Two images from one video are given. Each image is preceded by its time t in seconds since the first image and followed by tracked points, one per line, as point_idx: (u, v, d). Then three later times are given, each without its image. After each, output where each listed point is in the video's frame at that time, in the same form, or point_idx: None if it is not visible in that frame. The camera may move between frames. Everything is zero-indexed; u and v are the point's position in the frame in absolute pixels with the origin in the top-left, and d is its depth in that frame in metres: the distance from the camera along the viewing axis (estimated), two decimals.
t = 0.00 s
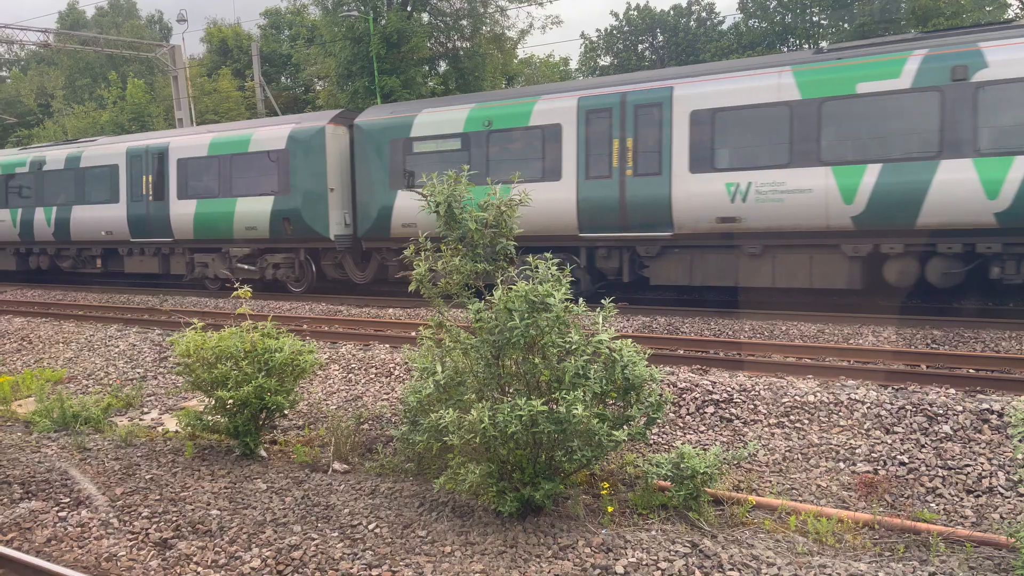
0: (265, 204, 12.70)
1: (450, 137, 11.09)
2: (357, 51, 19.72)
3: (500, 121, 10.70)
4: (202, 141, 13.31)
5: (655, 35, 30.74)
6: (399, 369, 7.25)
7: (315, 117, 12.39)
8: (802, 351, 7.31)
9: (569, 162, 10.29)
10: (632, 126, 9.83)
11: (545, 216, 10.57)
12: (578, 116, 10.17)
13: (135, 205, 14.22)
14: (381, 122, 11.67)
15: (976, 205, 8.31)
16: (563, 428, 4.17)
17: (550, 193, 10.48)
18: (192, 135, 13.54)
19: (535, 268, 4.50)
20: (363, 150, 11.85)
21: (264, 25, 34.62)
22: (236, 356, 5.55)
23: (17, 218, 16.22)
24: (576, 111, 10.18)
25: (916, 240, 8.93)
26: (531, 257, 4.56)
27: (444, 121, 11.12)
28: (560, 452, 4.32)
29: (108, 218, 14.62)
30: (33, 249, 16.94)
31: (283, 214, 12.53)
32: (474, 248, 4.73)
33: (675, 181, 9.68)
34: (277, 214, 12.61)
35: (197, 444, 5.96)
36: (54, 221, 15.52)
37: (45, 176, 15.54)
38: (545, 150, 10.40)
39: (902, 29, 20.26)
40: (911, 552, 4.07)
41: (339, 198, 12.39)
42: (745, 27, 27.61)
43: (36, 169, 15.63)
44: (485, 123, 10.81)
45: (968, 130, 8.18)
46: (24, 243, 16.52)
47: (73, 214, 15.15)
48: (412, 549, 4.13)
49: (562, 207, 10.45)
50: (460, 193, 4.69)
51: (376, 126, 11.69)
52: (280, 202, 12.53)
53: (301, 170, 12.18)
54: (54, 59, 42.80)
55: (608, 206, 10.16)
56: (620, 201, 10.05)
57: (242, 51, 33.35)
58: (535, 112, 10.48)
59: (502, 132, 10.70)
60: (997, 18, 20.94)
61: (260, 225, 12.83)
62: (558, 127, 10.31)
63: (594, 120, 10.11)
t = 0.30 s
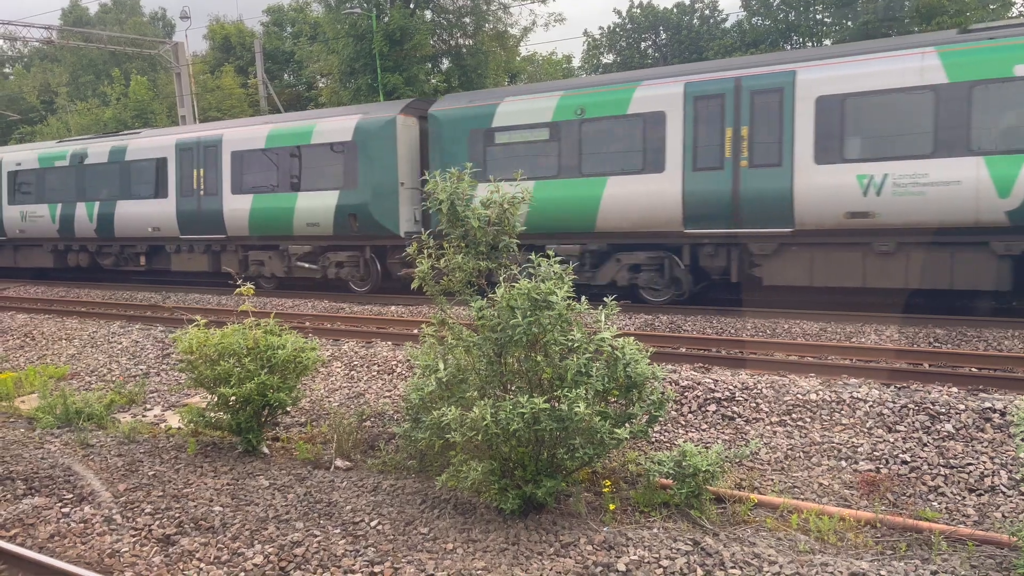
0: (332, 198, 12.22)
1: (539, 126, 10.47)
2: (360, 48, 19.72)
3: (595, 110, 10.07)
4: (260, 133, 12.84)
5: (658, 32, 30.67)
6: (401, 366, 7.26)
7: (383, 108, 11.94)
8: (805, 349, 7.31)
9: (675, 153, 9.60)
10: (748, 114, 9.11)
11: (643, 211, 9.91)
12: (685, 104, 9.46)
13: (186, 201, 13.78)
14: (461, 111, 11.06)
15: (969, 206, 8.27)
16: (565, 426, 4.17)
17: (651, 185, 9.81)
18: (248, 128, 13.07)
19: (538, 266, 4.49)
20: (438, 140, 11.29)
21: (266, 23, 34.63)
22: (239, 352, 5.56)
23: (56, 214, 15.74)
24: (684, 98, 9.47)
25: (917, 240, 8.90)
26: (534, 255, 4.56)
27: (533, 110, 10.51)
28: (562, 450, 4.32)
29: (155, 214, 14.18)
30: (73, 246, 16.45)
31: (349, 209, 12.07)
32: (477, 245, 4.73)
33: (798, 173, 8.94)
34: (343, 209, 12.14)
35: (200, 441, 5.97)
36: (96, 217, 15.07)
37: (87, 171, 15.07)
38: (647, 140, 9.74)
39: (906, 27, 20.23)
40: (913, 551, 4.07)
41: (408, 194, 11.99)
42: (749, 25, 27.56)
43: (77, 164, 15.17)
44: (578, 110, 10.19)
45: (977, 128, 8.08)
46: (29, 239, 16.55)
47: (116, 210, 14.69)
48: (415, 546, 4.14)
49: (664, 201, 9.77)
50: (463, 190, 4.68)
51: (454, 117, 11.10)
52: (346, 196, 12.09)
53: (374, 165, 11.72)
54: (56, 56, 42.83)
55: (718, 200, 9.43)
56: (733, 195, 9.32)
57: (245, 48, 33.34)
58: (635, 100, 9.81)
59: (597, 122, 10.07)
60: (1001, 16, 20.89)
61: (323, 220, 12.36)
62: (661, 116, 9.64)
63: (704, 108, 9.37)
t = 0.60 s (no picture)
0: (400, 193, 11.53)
1: (633, 114, 9.66)
2: (360, 44, 19.69)
3: (697, 95, 9.25)
4: (319, 125, 12.17)
5: (659, 29, 30.61)
6: (402, 363, 7.26)
7: (460, 95, 11.16)
8: (805, 346, 7.31)
9: (791, 141, 8.77)
10: (876, 99, 8.28)
11: (752, 205, 9.09)
12: (804, 88, 8.62)
13: (236, 195, 13.19)
14: (543, 98, 10.25)
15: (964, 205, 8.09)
16: (565, 422, 4.19)
17: (762, 176, 8.97)
18: (304, 119, 12.39)
19: (539, 262, 4.50)
20: (516, 129, 10.50)
21: (267, 19, 34.61)
22: (240, 349, 5.57)
23: (96, 209, 15.20)
24: (801, 82, 8.63)
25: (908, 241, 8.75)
26: (534, 251, 4.56)
27: (626, 96, 9.68)
28: (562, 446, 4.33)
29: (203, 209, 13.62)
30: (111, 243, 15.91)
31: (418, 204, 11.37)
32: (478, 242, 4.73)
33: (934, 163, 8.08)
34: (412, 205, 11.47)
35: (201, 437, 5.98)
36: (139, 212, 14.56)
37: (130, 164, 14.54)
38: (757, 129, 8.91)
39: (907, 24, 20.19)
40: (913, 548, 4.08)
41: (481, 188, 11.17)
42: (750, 21, 27.51)
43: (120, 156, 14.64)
44: (678, 97, 9.35)
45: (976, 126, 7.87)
46: (32, 236, 16.56)
47: (162, 205, 14.16)
48: (415, 542, 4.14)
49: (777, 193, 8.94)
50: (463, 187, 4.69)
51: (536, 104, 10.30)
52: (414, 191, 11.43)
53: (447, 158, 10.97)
54: (56, 52, 42.78)
55: (841, 193, 8.59)
56: (858, 187, 8.48)
57: (245, 44, 33.30)
58: (744, 85, 8.95)
59: (699, 108, 9.25)
60: (1003, 13, 20.85)
61: (390, 216, 11.65)
62: (774, 101, 8.80)
63: (824, 93, 8.53)
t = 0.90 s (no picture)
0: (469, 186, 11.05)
1: (738, 101, 9.17)
2: (360, 41, 19.65)
3: (811, 80, 8.74)
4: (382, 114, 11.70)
5: (659, 25, 30.54)
6: (402, 359, 7.26)
7: (529, 83, 10.74)
8: (804, 342, 7.31)
9: (919, 129, 8.27)
10: (1020, 82, 7.78)
11: (873, 197, 8.60)
12: (936, 70, 8.11)
13: (289, 189, 12.72)
14: (639, 82, 9.82)
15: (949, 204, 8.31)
16: (565, 419, 4.19)
17: (886, 166, 8.47)
18: (365, 108, 11.92)
19: (539, 259, 4.49)
20: (607, 115, 10.08)
21: (266, 15, 34.55)
22: (239, 345, 5.57)
23: (136, 204, 14.75)
24: (933, 65, 8.12)
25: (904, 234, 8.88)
26: (534, 248, 4.56)
27: (729, 81, 9.19)
28: (562, 443, 4.33)
29: (253, 204, 13.16)
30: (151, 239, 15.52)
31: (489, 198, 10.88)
32: (477, 239, 4.73)
33: None
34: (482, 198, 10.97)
35: (201, 433, 5.98)
36: (183, 207, 14.13)
37: (171, 157, 14.08)
38: (880, 115, 8.39)
39: (908, 20, 20.16)
40: (912, 543, 4.08)
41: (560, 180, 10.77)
42: (750, 18, 27.47)
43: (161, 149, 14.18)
44: (788, 82, 8.87)
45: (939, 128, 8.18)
46: (33, 233, 16.55)
47: (209, 199, 13.72)
48: (415, 538, 4.15)
49: (903, 185, 8.43)
50: (462, 183, 4.68)
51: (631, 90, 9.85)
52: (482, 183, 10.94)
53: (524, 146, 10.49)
54: (56, 48, 42.76)
55: (979, 183, 8.09)
56: (1000, 177, 8.01)
57: (245, 40, 33.26)
58: (866, 68, 8.45)
59: (814, 94, 8.75)
60: (1004, 9, 20.79)
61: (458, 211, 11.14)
62: (901, 85, 8.27)
63: (958, 77, 8.04)
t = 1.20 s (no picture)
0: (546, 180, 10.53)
1: (854, 86, 8.71)
2: (359, 38, 19.64)
3: (938, 63, 8.29)
4: (448, 104, 11.17)
5: (659, 21, 30.47)
6: (401, 356, 7.26)
7: (611, 69, 10.24)
8: (803, 339, 7.32)
9: None
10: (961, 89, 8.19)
11: (1002, 188, 8.13)
12: None
13: (345, 184, 12.19)
14: (736, 69, 9.40)
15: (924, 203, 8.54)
16: (564, 416, 4.19)
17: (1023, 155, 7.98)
18: (428, 99, 11.38)
19: (537, 256, 4.49)
20: (701, 105, 9.69)
21: (265, 12, 34.48)
22: (238, 343, 5.58)
23: (175, 200, 14.09)
24: None
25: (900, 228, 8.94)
26: (533, 245, 4.55)
27: (844, 64, 8.73)
28: (561, 440, 4.34)
29: (305, 199, 12.60)
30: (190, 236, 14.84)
31: (567, 192, 10.43)
32: (476, 236, 4.73)
33: None
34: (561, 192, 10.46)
35: (200, 431, 5.99)
36: (227, 203, 13.49)
37: (215, 150, 13.44)
38: (1017, 100, 7.91)
39: (908, 16, 20.13)
40: (911, 540, 4.08)
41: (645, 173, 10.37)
42: (749, 14, 27.44)
43: (203, 143, 13.53)
44: (911, 64, 8.41)
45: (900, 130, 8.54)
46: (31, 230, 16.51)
47: (256, 194, 13.10)
48: (414, 536, 4.15)
49: None
50: (461, 180, 4.68)
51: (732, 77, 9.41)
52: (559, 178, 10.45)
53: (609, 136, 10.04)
54: (54, 46, 42.71)
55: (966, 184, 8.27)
56: None
57: (244, 37, 33.21)
58: (999, 50, 7.98)
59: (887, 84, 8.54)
60: (1003, 5, 20.74)
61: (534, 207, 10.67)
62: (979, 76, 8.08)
63: None
